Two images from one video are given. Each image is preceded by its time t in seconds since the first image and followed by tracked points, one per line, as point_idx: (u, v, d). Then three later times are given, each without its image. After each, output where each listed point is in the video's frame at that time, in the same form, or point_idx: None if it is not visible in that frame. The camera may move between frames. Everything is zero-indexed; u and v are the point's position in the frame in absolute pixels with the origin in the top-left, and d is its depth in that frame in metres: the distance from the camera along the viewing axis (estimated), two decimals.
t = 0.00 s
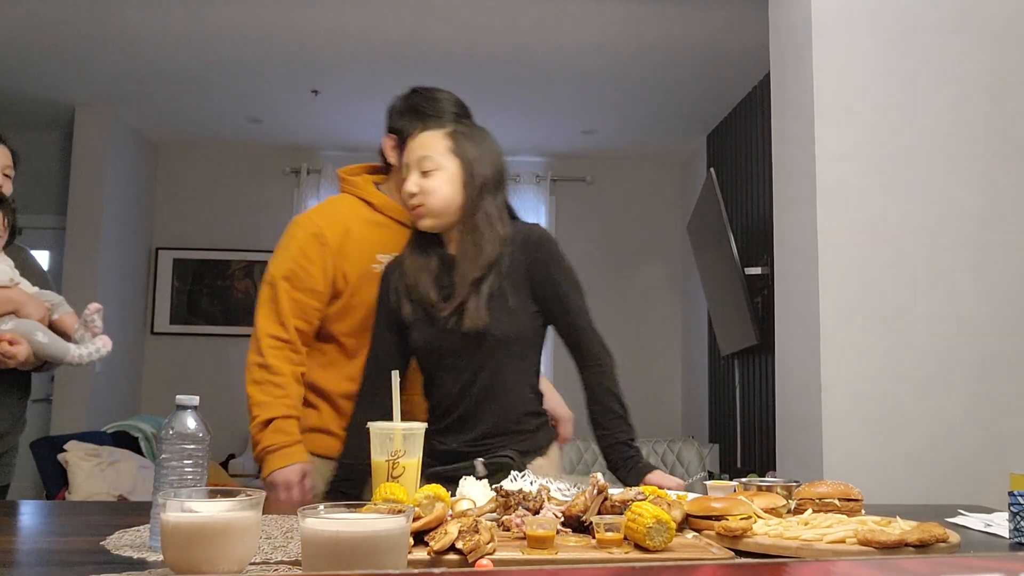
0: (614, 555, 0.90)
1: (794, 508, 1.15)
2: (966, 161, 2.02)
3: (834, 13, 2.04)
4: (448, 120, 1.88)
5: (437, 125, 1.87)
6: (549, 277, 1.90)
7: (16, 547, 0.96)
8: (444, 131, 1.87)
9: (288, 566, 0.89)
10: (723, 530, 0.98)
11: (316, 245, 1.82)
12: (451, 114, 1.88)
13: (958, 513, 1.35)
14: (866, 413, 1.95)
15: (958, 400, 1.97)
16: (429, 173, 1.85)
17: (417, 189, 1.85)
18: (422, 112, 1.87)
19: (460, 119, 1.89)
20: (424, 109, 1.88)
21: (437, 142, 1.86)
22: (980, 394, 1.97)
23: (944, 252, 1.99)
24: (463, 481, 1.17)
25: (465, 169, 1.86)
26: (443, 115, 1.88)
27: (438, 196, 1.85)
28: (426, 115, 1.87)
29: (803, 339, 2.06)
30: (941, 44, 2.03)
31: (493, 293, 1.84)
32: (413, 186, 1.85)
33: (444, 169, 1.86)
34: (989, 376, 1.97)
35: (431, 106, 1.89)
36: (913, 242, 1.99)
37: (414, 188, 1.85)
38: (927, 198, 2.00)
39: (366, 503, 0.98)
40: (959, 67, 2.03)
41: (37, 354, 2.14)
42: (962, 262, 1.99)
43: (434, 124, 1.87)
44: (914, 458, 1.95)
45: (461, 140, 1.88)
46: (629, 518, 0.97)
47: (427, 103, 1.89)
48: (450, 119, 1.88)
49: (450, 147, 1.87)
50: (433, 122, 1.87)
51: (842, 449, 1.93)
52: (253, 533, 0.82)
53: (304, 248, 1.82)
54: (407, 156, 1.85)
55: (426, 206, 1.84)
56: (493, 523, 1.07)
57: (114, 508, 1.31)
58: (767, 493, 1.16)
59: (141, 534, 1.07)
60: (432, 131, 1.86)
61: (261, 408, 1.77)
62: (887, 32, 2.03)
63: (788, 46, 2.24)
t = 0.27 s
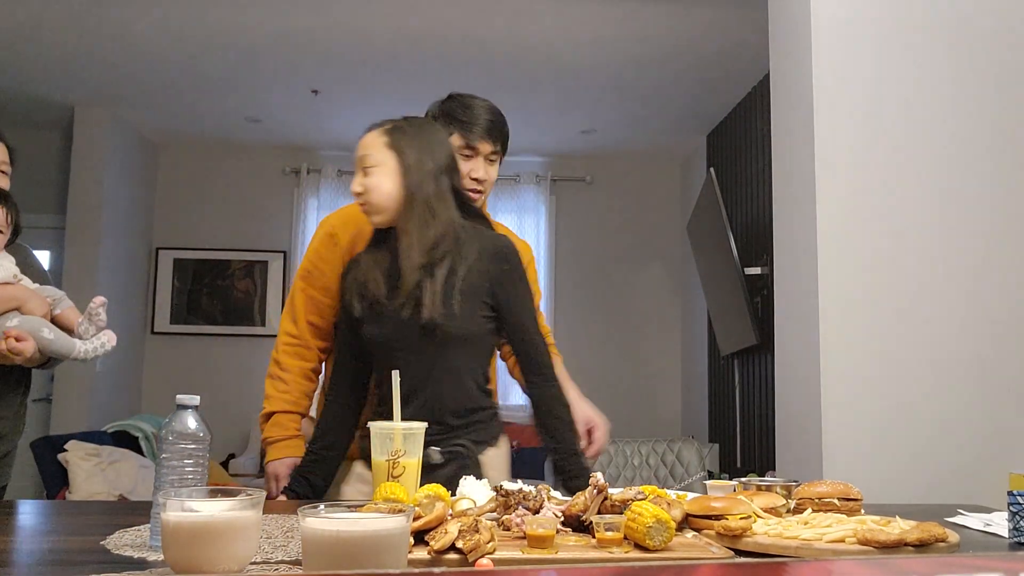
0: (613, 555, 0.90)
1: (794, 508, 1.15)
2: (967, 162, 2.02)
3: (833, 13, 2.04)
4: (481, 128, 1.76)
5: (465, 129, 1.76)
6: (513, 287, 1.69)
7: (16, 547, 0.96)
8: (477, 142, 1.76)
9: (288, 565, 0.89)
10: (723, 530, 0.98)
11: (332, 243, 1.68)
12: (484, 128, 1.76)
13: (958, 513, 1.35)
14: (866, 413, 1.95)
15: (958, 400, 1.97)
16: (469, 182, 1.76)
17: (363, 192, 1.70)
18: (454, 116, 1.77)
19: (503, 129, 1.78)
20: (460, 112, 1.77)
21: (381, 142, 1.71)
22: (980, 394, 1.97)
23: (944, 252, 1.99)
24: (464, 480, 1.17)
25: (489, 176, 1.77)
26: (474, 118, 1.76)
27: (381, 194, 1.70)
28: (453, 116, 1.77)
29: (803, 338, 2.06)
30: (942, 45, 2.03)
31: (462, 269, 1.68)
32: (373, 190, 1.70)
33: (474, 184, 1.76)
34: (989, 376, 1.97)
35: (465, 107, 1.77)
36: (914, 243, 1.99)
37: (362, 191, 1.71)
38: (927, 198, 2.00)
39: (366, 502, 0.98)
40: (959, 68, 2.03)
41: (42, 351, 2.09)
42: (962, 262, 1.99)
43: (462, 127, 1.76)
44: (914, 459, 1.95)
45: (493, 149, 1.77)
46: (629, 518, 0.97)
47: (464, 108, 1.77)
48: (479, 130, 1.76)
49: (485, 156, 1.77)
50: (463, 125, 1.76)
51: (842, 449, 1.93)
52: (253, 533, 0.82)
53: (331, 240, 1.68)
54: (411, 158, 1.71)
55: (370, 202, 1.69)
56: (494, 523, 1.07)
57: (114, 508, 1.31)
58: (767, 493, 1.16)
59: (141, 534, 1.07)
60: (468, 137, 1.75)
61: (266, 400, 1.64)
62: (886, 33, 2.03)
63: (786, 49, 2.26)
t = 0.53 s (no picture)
0: (613, 555, 0.90)
1: (794, 508, 1.15)
2: (967, 162, 2.02)
3: (834, 12, 2.04)
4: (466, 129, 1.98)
5: (456, 131, 1.98)
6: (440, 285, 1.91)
7: (17, 547, 0.96)
8: (465, 142, 1.98)
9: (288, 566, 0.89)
10: (723, 530, 0.98)
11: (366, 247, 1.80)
12: (474, 129, 1.99)
13: (957, 513, 1.35)
14: (866, 413, 1.95)
15: (958, 400, 1.97)
16: (461, 180, 1.97)
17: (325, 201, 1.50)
18: (442, 117, 1.99)
19: (493, 125, 2.02)
20: (442, 109, 2.00)
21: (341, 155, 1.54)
22: (980, 394, 1.97)
23: (945, 252, 1.99)
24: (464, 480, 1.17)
25: (483, 172, 2.00)
26: (463, 119, 1.99)
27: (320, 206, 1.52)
28: (441, 118, 1.99)
29: (803, 337, 2.07)
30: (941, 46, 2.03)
31: (378, 263, 1.93)
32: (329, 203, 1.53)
33: (471, 178, 1.97)
34: (989, 377, 1.97)
35: (448, 104, 2.00)
36: (914, 244, 1.99)
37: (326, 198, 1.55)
38: (927, 198, 2.00)
39: (366, 502, 0.98)
40: (959, 69, 2.03)
41: (25, 350, 2.39)
42: (962, 263, 1.99)
43: (447, 128, 1.98)
44: (914, 459, 1.95)
45: (482, 144, 2.00)
46: (629, 518, 0.97)
47: (447, 105, 2.00)
48: (469, 128, 1.98)
49: (474, 154, 1.98)
50: (450, 127, 1.99)
51: (842, 449, 1.94)
52: (254, 533, 0.82)
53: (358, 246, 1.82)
54: (424, 164, 1.98)
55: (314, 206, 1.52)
56: (494, 523, 1.07)
57: (114, 507, 1.31)
58: (768, 493, 1.16)
59: (142, 534, 1.07)
60: (456, 137, 1.98)
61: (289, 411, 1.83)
62: (886, 34, 2.03)
63: (786, 49, 2.26)
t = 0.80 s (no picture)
0: (613, 555, 0.90)
1: (794, 508, 1.15)
2: (967, 163, 2.01)
3: (833, 12, 2.05)
4: (479, 126, 1.40)
5: (467, 131, 1.40)
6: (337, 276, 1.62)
7: (16, 547, 0.96)
8: (480, 143, 1.40)
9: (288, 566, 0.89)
10: (723, 530, 0.98)
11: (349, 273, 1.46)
12: (493, 129, 1.40)
13: (957, 513, 1.35)
14: (867, 414, 1.95)
15: (958, 400, 1.96)
16: (479, 186, 1.43)
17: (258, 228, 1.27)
18: (450, 119, 1.41)
19: (515, 123, 1.44)
20: (450, 109, 1.42)
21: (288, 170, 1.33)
22: (980, 394, 1.96)
23: (946, 251, 1.99)
24: (463, 480, 1.17)
25: (505, 175, 1.43)
26: (478, 121, 1.40)
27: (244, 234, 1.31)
28: (447, 119, 1.42)
29: (803, 336, 2.07)
30: (941, 47, 2.03)
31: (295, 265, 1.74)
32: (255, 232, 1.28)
33: (489, 183, 1.42)
34: (989, 377, 1.97)
35: (457, 104, 1.42)
36: (914, 244, 1.99)
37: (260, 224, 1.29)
38: (928, 198, 2.00)
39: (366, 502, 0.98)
40: (959, 70, 2.03)
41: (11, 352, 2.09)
42: (963, 263, 1.99)
43: (459, 130, 1.41)
44: (914, 459, 1.95)
45: (501, 146, 1.42)
46: (629, 518, 0.97)
47: (455, 105, 1.42)
48: (485, 129, 1.40)
49: (492, 157, 1.41)
50: (461, 127, 1.41)
51: (842, 449, 1.94)
52: (253, 533, 0.82)
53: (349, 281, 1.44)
54: (439, 172, 1.45)
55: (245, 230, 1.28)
56: (494, 523, 1.07)
57: (115, 507, 1.31)
58: (768, 493, 1.16)
59: (141, 534, 1.07)
60: (470, 141, 1.40)
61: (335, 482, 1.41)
62: (885, 36, 2.03)
63: (785, 51, 2.27)
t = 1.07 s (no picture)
0: (614, 555, 0.90)
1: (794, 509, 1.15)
2: (967, 163, 2.01)
3: (833, 12, 2.05)
4: (518, 166, 1.33)
5: (508, 174, 1.34)
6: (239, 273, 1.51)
7: (17, 547, 0.96)
8: (523, 184, 1.33)
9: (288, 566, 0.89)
10: (723, 530, 0.98)
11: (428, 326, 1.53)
12: (538, 165, 1.33)
13: (957, 513, 1.35)
14: (867, 414, 1.95)
15: (959, 401, 1.96)
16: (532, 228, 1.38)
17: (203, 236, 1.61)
18: (488, 161, 1.37)
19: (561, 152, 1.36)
20: (489, 149, 1.38)
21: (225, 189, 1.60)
22: (981, 395, 1.96)
23: (946, 252, 1.99)
24: (463, 480, 1.17)
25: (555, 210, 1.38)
26: (519, 158, 1.33)
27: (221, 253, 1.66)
28: (488, 162, 1.37)
29: (803, 335, 2.08)
30: (942, 47, 2.03)
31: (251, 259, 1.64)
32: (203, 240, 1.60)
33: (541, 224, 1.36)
34: (990, 378, 1.97)
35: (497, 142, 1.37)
36: (915, 245, 1.99)
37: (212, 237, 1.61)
38: (927, 198, 2.00)
39: (366, 502, 0.98)
40: (960, 70, 2.03)
41: None
42: (964, 263, 1.99)
43: (499, 173, 1.35)
44: (914, 459, 1.95)
45: (546, 180, 1.35)
46: (629, 518, 0.97)
47: (495, 144, 1.36)
48: (526, 165, 1.33)
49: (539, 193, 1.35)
50: (501, 170, 1.35)
51: (842, 450, 1.94)
52: (253, 533, 0.82)
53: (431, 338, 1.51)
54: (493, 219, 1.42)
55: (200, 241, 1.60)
56: (494, 523, 1.07)
57: (115, 507, 1.31)
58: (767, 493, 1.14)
59: (142, 534, 1.07)
60: (511, 183, 1.34)
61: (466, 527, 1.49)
62: (886, 37, 2.04)
63: (785, 51, 2.28)
